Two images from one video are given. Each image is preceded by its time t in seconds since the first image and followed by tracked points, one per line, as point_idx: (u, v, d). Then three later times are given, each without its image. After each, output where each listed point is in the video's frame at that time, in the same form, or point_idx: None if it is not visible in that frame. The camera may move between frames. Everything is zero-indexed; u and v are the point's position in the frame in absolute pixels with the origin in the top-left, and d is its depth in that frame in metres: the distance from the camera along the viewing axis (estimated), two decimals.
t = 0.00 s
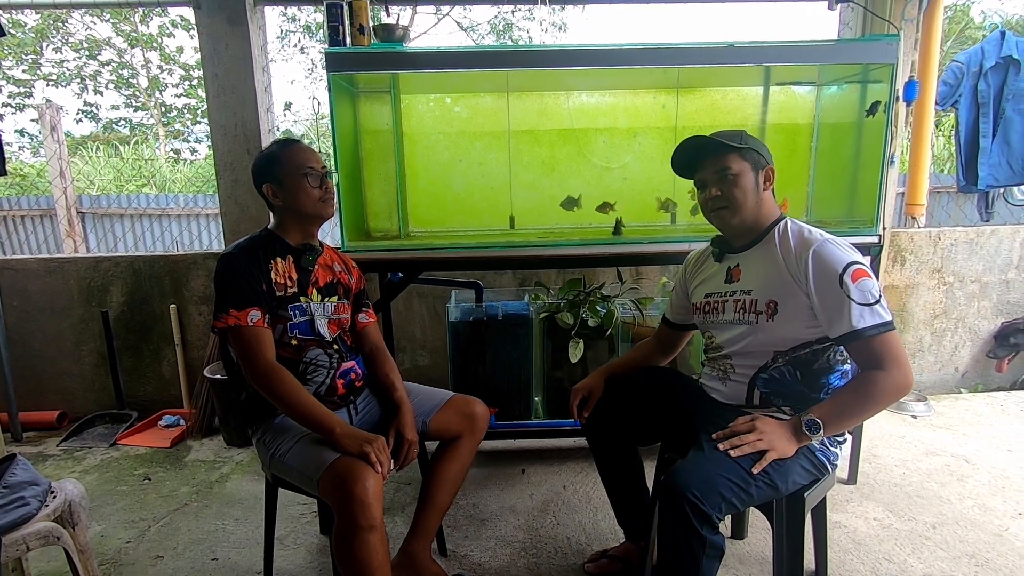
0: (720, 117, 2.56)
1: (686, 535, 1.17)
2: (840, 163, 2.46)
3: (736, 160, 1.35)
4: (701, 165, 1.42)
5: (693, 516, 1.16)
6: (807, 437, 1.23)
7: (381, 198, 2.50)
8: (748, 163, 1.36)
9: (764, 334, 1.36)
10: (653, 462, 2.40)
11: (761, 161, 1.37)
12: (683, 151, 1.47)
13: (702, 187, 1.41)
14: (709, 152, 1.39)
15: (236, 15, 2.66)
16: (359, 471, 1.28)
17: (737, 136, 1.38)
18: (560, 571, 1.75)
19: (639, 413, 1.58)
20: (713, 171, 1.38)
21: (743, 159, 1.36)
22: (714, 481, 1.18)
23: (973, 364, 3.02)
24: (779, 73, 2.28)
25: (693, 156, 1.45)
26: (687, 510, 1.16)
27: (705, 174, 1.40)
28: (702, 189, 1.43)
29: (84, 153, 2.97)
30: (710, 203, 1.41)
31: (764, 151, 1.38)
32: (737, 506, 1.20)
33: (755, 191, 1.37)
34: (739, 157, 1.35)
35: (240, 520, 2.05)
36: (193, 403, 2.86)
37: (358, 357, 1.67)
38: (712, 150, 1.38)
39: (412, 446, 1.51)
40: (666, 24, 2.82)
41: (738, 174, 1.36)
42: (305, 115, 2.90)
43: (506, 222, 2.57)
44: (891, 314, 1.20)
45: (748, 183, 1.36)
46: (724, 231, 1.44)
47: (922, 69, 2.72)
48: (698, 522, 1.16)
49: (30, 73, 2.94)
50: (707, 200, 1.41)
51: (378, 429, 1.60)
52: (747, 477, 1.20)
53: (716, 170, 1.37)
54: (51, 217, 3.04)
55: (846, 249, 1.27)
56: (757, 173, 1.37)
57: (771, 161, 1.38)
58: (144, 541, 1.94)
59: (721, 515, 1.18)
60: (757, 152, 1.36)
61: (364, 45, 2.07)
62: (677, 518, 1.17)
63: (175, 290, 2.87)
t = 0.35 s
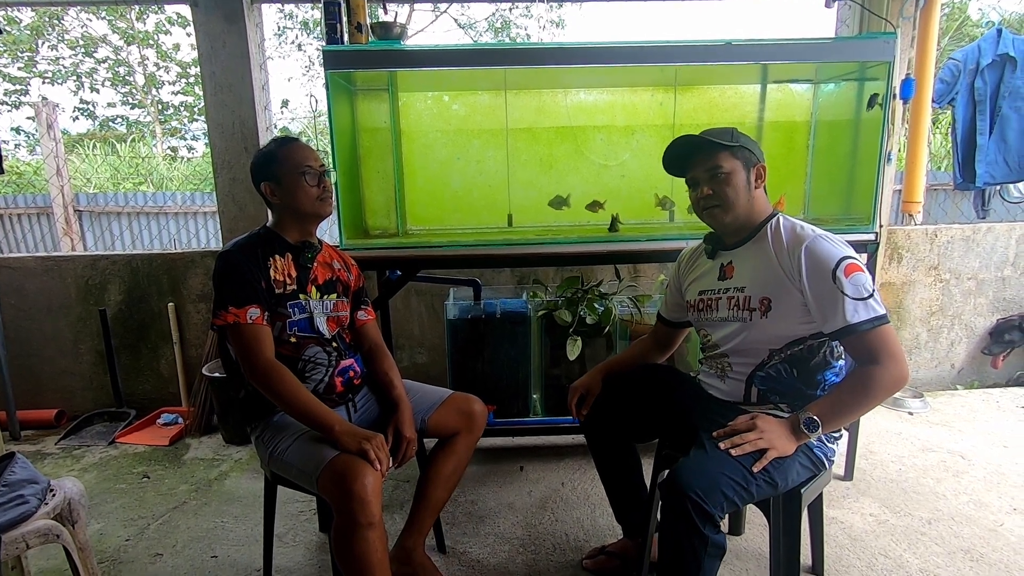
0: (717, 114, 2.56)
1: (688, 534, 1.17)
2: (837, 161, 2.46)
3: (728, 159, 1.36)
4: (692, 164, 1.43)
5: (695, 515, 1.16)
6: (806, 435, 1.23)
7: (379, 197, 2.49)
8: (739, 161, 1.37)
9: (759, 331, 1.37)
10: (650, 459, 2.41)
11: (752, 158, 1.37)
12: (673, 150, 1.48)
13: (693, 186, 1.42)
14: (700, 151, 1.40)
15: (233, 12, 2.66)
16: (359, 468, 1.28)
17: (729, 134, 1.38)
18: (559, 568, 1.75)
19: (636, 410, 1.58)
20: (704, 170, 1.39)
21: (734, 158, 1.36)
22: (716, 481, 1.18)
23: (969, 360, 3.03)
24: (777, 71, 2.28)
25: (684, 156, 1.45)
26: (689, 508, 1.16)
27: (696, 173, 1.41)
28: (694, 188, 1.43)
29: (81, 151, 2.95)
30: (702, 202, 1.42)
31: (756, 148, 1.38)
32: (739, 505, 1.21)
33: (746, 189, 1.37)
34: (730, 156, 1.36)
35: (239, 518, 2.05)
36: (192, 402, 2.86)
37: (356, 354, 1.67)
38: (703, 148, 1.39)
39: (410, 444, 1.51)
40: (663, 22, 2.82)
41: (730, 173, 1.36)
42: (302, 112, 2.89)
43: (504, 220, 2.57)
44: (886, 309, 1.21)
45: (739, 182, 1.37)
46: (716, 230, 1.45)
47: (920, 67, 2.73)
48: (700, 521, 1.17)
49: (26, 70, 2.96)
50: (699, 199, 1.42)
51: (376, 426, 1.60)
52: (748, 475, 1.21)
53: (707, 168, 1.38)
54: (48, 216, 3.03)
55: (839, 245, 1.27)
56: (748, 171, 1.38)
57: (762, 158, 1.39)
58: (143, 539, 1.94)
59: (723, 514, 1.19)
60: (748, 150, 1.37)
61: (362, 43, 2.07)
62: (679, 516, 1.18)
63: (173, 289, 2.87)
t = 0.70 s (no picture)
0: (716, 112, 2.56)
1: (687, 530, 1.18)
2: (834, 158, 2.47)
3: (717, 161, 1.36)
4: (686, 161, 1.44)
5: (693, 511, 1.17)
6: (803, 431, 1.24)
7: (377, 195, 2.49)
8: (729, 162, 1.36)
9: (755, 329, 1.37)
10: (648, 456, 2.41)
11: (745, 160, 1.36)
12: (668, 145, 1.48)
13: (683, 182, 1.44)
14: (694, 149, 1.40)
15: (230, 10, 2.65)
16: (358, 465, 1.28)
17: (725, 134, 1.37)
18: (558, 564, 1.76)
19: (634, 408, 1.59)
20: (694, 168, 1.40)
21: (724, 160, 1.36)
22: (714, 478, 1.19)
23: (966, 357, 3.04)
24: (774, 69, 2.29)
25: (679, 153, 1.46)
26: (688, 505, 1.17)
27: (687, 170, 1.42)
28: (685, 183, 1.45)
29: (78, 148, 2.94)
30: (691, 199, 1.44)
31: (752, 149, 1.36)
32: (737, 501, 1.22)
33: (734, 192, 1.37)
34: (720, 157, 1.36)
35: (239, 515, 2.06)
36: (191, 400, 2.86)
37: (356, 352, 1.68)
38: (696, 148, 1.39)
39: (410, 441, 1.51)
40: (662, 19, 2.82)
41: (718, 174, 1.37)
42: (300, 109, 2.88)
43: (503, 218, 2.58)
44: (881, 306, 1.21)
45: (725, 185, 1.37)
46: (712, 228, 1.46)
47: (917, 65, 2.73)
48: (698, 517, 1.18)
49: (22, 67, 2.93)
50: (689, 196, 1.44)
51: (375, 423, 1.60)
52: (746, 472, 1.22)
53: (697, 167, 1.39)
54: (46, 213, 3.03)
55: (835, 243, 1.28)
56: (739, 172, 1.37)
57: (757, 160, 1.36)
58: (143, 536, 1.94)
59: (720, 510, 1.20)
60: (741, 151, 1.36)
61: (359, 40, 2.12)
62: (678, 513, 1.18)
63: (171, 286, 2.86)
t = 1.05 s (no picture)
0: (714, 109, 2.56)
1: (684, 527, 1.18)
2: (831, 156, 2.47)
3: (726, 153, 1.37)
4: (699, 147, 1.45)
5: (689, 507, 1.17)
6: (800, 424, 1.24)
7: (375, 192, 2.45)
8: (737, 157, 1.36)
9: (756, 324, 1.38)
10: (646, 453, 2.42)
11: (755, 156, 1.35)
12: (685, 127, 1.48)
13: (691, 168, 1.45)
14: (707, 137, 1.41)
15: (227, 5, 2.63)
16: (355, 463, 1.28)
17: (740, 127, 1.36)
18: (556, 561, 1.76)
19: (631, 404, 1.59)
20: (703, 156, 1.42)
21: (732, 153, 1.36)
22: (710, 475, 1.19)
23: (963, 354, 3.05)
24: (772, 66, 2.29)
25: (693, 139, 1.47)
26: (684, 502, 1.18)
27: (697, 156, 1.43)
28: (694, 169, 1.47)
29: (74, 145, 2.93)
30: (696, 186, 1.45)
31: (764, 146, 1.35)
32: (734, 497, 1.22)
33: (736, 187, 1.38)
34: (728, 150, 1.37)
35: (237, 512, 2.06)
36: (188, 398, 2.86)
37: (353, 349, 1.68)
38: (709, 136, 1.40)
39: (407, 438, 1.51)
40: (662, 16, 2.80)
41: (723, 166, 1.37)
42: (297, 107, 2.91)
43: (500, 214, 2.58)
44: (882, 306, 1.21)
45: (727, 179, 1.38)
46: (715, 220, 1.46)
47: (915, 62, 2.73)
48: (694, 514, 1.18)
49: (17, 63, 2.98)
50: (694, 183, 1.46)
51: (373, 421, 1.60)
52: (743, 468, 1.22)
53: (706, 156, 1.40)
54: (42, 211, 2.97)
55: (838, 241, 1.27)
56: (746, 168, 1.36)
57: (768, 159, 1.35)
58: (140, 533, 1.94)
59: (717, 507, 1.20)
60: (751, 147, 1.35)
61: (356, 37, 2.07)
62: (674, 509, 1.18)
63: (168, 284, 2.86)
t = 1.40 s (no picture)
0: (712, 107, 2.55)
1: (682, 524, 1.18)
2: (829, 155, 2.48)
3: (737, 152, 1.37)
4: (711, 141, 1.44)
5: (688, 505, 1.17)
6: (780, 411, 1.25)
7: (372, 190, 2.47)
8: (747, 156, 1.36)
9: (755, 323, 1.38)
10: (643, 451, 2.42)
11: (766, 157, 1.35)
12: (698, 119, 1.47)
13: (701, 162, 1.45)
14: (721, 132, 1.40)
15: (223, 3, 2.63)
16: (353, 461, 1.28)
17: (755, 125, 1.36)
18: (554, 559, 1.77)
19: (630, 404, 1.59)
20: (714, 152, 1.42)
21: (742, 152, 1.36)
22: (708, 473, 1.19)
23: (959, 353, 3.06)
24: (769, 65, 2.29)
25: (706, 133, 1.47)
26: (682, 501, 1.17)
27: (709, 150, 1.43)
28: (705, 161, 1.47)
29: (69, 143, 2.91)
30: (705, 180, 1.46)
31: (776, 147, 1.34)
32: (732, 494, 1.22)
33: (744, 186, 1.38)
34: (740, 149, 1.37)
35: (234, 511, 2.05)
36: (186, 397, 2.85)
37: (351, 348, 1.67)
38: (722, 133, 1.39)
39: (405, 437, 1.51)
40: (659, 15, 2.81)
41: (733, 164, 1.38)
42: (294, 105, 2.90)
43: (498, 213, 2.57)
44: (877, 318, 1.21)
45: (736, 178, 1.38)
46: (720, 215, 1.47)
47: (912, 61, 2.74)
48: (693, 511, 1.18)
49: (13, 61, 2.95)
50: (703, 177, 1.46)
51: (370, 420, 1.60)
52: (740, 465, 1.22)
53: (717, 152, 1.41)
54: (37, 209, 2.99)
55: (842, 249, 1.27)
56: (755, 168, 1.36)
57: (778, 160, 1.35)
58: (137, 532, 1.94)
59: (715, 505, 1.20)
60: (763, 147, 1.35)
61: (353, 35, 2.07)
62: (673, 507, 1.18)
63: (165, 283, 2.85)
